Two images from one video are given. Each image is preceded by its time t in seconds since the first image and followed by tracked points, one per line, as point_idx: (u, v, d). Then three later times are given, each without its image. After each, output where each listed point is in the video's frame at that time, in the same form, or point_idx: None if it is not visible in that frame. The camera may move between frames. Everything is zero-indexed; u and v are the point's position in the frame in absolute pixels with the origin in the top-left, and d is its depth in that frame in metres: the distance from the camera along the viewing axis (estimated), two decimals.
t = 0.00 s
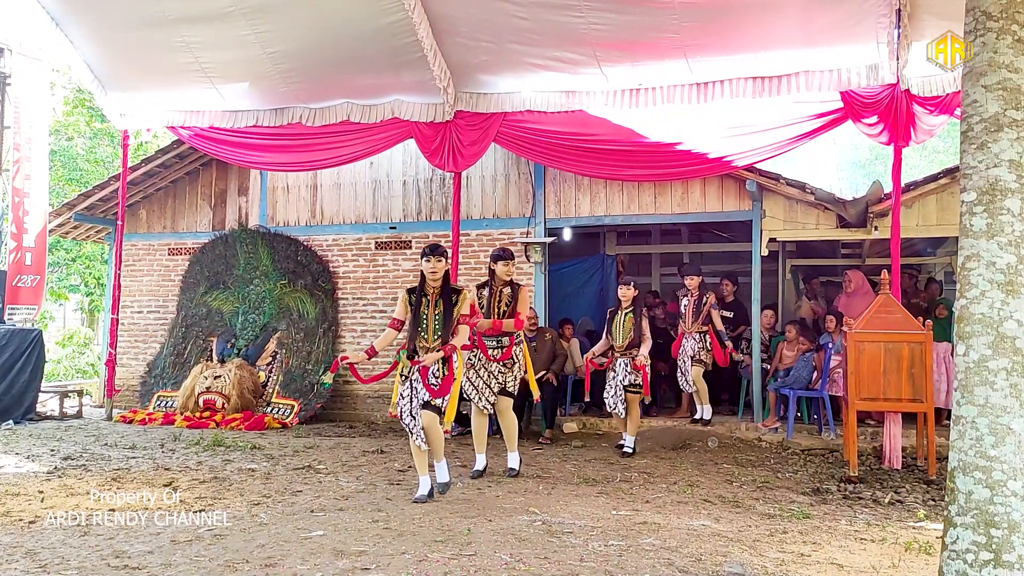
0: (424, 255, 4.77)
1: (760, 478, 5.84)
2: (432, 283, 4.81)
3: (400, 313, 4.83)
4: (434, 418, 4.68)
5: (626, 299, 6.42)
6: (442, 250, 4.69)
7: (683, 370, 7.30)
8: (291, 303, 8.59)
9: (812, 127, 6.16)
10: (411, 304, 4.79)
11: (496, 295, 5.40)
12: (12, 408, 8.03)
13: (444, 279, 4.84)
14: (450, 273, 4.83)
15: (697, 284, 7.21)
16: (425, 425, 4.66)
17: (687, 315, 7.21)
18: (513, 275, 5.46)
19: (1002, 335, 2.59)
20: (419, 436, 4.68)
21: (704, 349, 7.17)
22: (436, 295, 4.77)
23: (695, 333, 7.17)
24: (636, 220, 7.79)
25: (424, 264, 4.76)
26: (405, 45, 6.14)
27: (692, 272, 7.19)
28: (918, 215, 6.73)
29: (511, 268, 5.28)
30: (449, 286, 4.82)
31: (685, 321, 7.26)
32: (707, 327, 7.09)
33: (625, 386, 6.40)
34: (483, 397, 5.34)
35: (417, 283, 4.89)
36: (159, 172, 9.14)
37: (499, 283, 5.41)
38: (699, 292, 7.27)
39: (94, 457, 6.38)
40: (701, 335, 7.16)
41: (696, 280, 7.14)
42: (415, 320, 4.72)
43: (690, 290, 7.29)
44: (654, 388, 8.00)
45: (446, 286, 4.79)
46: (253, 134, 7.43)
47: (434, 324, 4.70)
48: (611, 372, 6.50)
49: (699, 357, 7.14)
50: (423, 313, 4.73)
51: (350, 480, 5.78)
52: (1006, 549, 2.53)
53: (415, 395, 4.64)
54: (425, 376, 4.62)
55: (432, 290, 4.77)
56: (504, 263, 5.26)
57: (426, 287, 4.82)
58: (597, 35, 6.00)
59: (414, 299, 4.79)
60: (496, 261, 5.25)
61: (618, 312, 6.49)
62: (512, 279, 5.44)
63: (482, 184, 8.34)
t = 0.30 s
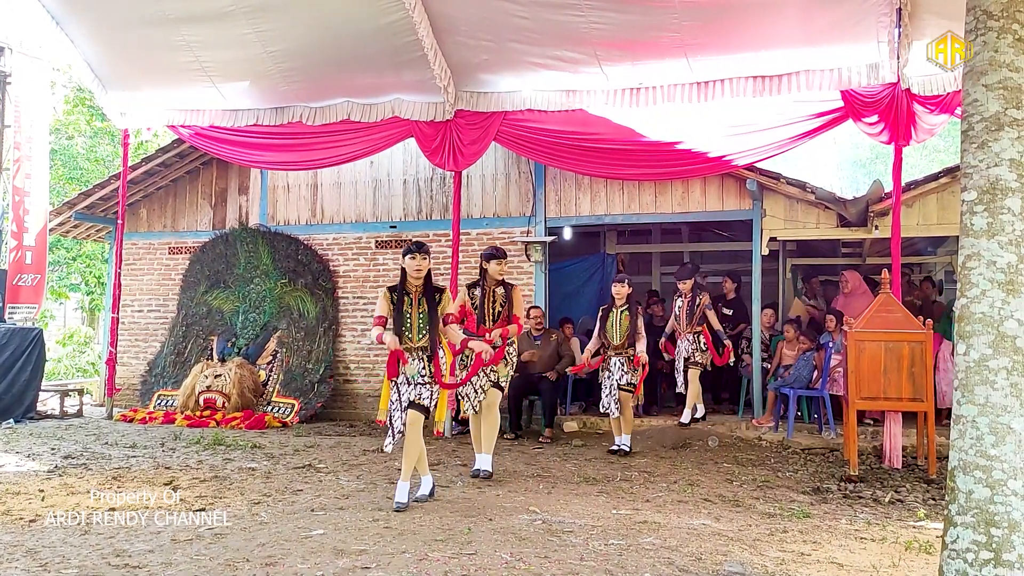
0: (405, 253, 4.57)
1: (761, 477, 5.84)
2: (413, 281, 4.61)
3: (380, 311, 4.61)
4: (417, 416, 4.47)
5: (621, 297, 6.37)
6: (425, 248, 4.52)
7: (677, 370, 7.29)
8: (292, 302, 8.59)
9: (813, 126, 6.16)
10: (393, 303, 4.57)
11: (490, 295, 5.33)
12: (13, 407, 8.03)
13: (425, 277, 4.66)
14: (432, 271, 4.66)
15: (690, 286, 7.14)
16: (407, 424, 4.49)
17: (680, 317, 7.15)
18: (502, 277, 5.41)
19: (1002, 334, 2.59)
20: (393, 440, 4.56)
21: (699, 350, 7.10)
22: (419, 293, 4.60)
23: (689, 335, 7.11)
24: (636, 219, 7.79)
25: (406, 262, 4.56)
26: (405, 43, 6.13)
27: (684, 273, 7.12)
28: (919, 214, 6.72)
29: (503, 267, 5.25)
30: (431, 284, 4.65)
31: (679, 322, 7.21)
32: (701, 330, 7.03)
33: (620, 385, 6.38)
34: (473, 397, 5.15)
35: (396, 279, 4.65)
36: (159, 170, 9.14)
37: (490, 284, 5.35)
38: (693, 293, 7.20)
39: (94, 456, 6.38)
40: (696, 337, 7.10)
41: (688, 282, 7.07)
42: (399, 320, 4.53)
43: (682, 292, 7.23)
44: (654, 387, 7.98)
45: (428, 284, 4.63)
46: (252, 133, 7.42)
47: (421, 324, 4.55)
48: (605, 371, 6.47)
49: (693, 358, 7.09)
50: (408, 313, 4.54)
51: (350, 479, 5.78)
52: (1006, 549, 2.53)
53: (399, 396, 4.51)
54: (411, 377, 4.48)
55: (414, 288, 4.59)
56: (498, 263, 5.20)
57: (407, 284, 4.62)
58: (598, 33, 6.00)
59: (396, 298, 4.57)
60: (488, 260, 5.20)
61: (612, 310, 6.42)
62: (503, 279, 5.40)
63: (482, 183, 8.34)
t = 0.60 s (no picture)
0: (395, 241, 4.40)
1: (762, 475, 5.84)
2: (400, 271, 4.46)
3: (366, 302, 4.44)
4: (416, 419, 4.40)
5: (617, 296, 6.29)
6: (412, 238, 4.39)
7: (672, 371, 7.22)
8: (293, 300, 8.60)
9: (814, 124, 6.16)
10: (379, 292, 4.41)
11: (489, 292, 5.21)
12: (14, 406, 8.04)
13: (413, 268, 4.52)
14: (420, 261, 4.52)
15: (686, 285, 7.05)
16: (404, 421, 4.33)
17: (676, 316, 7.06)
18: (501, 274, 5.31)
19: (1004, 332, 2.59)
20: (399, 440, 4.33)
21: (694, 350, 7.04)
22: (408, 284, 4.44)
23: (684, 335, 7.05)
24: (637, 217, 7.79)
25: (395, 251, 4.40)
26: (406, 41, 6.13)
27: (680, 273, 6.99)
28: (919, 212, 6.71)
29: (501, 264, 5.13)
30: (419, 276, 4.51)
31: (674, 323, 7.12)
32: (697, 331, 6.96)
33: (617, 386, 6.31)
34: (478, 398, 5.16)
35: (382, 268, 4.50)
36: (160, 169, 9.14)
37: (490, 281, 5.23)
38: (688, 292, 7.15)
39: (95, 454, 6.38)
40: (691, 337, 7.05)
41: (684, 281, 6.98)
42: (387, 311, 4.37)
43: (677, 292, 7.13)
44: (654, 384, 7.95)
45: (416, 275, 4.48)
46: (253, 131, 7.43)
47: (409, 316, 4.41)
48: (602, 370, 6.39)
49: (688, 358, 7.03)
50: (395, 304, 4.39)
51: (351, 477, 5.79)
52: (1006, 547, 2.54)
53: (392, 391, 4.34)
54: (403, 370, 4.37)
55: (401, 278, 4.43)
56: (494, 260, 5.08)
57: (394, 274, 4.46)
58: (598, 31, 5.99)
59: (382, 288, 4.42)
60: (486, 256, 5.08)
61: (609, 310, 6.30)
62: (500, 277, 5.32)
63: (483, 181, 8.34)
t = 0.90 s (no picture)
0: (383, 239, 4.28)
1: (762, 473, 5.84)
2: (390, 269, 4.33)
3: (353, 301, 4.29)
4: (400, 424, 4.19)
5: (609, 296, 6.19)
6: (403, 234, 4.28)
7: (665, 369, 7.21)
8: (293, 299, 8.59)
9: (814, 122, 6.15)
10: (369, 290, 4.27)
11: (486, 290, 5.16)
12: (14, 404, 8.04)
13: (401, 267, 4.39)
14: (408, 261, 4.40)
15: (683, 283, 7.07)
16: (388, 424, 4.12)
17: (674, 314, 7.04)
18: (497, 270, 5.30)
19: (1005, 331, 2.58)
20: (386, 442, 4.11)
21: (691, 349, 7.03)
22: (397, 283, 4.30)
23: (682, 333, 7.02)
24: (637, 216, 7.79)
25: (385, 249, 4.28)
26: (406, 40, 6.13)
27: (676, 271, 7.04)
28: (920, 211, 6.71)
29: (495, 260, 5.18)
30: (407, 275, 4.38)
31: (671, 320, 7.10)
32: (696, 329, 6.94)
33: (608, 387, 6.18)
34: (474, 396, 5.08)
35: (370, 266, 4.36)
36: (160, 167, 9.14)
37: (485, 278, 5.21)
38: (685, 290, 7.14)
39: (96, 453, 6.38)
40: (689, 335, 7.03)
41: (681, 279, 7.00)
42: (376, 310, 4.21)
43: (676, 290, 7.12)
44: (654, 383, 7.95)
45: (405, 274, 4.36)
46: (254, 130, 7.44)
47: (399, 315, 4.24)
48: (592, 372, 6.26)
49: (685, 358, 7.00)
50: (385, 302, 4.23)
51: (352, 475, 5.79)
52: (1007, 546, 2.54)
53: (377, 393, 4.11)
54: (390, 372, 4.16)
55: (391, 276, 4.31)
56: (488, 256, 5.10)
57: (383, 273, 4.33)
58: (598, 30, 5.98)
59: (372, 286, 4.27)
60: (480, 252, 5.06)
61: (601, 309, 6.29)
62: (499, 273, 5.26)
63: (483, 180, 8.34)
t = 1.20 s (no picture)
0: (371, 238, 4.14)
1: (762, 472, 5.84)
2: (376, 268, 4.21)
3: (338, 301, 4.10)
4: (388, 416, 4.05)
5: (594, 293, 6.13)
6: (392, 232, 4.17)
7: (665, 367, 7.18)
8: (293, 297, 8.55)
9: (814, 121, 6.14)
10: (357, 290, 4.11)
11: (474, 290, 4.96)
12: (14, 403, 8.04)
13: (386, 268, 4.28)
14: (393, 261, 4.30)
15: (681, 281, 7.03)
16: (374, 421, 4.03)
17: (670, 313, 7.02)
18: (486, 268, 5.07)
19: (1005, 330, 2.59)
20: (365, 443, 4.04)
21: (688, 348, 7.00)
22: (385, 284, 4.20)
23: (679, 332, 6.99)
24: (638, 214, 7.78)
25: (373, 248, 4.14)
26: (406, 39, 6.13)
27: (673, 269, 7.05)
28: (920, 209, 6.69)
29: (482, 257, 4.97)
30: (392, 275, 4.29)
31: (669, 318, 7.06)
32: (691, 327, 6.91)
33: (591, 386, 6.13)
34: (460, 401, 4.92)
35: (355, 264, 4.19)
36: (160, 166, 9.14)
37: (473, 278, 5.01)
38: (683, 288, 7.09)
39: (96, 452, 6.38)
40: (686, 334, 6.99)
41: (679, 277, 6.97)
42: (366, 311, 4.09)
43: (672, 287, 7.09)
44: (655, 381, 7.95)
45: (390, 274, 4.27)
46: (254, 129, 7.41)
47: (389, 316, 4.17)
48: (575, 370, 6.20)
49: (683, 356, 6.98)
50: (376, 303, 4.13)
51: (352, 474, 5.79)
52: (1007, 544, 2.54)
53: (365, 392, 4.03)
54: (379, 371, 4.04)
55: (379, 276, 4.21)
56: (474, 254, 4.93)
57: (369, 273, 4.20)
58: (598, 29, 5.98)
59: (362, 286, 4.12)
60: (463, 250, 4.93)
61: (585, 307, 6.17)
62: (488, 271, 5.06)
63: (483, 178, 8.33)
